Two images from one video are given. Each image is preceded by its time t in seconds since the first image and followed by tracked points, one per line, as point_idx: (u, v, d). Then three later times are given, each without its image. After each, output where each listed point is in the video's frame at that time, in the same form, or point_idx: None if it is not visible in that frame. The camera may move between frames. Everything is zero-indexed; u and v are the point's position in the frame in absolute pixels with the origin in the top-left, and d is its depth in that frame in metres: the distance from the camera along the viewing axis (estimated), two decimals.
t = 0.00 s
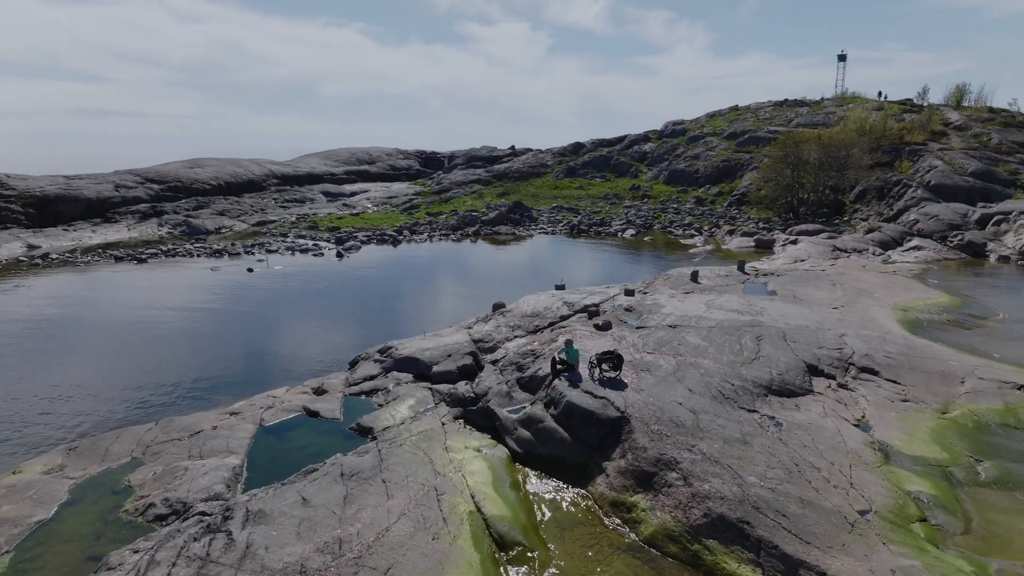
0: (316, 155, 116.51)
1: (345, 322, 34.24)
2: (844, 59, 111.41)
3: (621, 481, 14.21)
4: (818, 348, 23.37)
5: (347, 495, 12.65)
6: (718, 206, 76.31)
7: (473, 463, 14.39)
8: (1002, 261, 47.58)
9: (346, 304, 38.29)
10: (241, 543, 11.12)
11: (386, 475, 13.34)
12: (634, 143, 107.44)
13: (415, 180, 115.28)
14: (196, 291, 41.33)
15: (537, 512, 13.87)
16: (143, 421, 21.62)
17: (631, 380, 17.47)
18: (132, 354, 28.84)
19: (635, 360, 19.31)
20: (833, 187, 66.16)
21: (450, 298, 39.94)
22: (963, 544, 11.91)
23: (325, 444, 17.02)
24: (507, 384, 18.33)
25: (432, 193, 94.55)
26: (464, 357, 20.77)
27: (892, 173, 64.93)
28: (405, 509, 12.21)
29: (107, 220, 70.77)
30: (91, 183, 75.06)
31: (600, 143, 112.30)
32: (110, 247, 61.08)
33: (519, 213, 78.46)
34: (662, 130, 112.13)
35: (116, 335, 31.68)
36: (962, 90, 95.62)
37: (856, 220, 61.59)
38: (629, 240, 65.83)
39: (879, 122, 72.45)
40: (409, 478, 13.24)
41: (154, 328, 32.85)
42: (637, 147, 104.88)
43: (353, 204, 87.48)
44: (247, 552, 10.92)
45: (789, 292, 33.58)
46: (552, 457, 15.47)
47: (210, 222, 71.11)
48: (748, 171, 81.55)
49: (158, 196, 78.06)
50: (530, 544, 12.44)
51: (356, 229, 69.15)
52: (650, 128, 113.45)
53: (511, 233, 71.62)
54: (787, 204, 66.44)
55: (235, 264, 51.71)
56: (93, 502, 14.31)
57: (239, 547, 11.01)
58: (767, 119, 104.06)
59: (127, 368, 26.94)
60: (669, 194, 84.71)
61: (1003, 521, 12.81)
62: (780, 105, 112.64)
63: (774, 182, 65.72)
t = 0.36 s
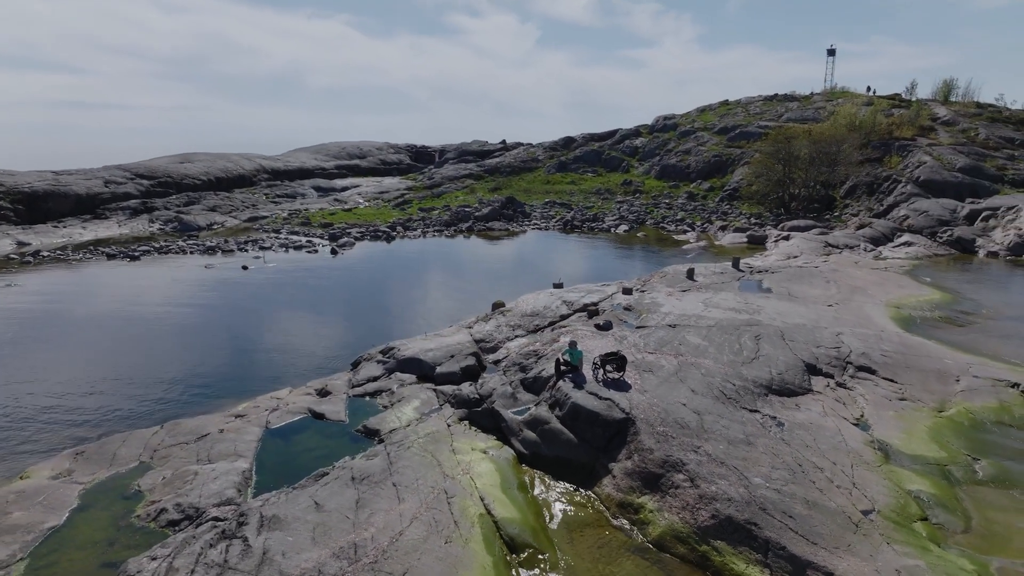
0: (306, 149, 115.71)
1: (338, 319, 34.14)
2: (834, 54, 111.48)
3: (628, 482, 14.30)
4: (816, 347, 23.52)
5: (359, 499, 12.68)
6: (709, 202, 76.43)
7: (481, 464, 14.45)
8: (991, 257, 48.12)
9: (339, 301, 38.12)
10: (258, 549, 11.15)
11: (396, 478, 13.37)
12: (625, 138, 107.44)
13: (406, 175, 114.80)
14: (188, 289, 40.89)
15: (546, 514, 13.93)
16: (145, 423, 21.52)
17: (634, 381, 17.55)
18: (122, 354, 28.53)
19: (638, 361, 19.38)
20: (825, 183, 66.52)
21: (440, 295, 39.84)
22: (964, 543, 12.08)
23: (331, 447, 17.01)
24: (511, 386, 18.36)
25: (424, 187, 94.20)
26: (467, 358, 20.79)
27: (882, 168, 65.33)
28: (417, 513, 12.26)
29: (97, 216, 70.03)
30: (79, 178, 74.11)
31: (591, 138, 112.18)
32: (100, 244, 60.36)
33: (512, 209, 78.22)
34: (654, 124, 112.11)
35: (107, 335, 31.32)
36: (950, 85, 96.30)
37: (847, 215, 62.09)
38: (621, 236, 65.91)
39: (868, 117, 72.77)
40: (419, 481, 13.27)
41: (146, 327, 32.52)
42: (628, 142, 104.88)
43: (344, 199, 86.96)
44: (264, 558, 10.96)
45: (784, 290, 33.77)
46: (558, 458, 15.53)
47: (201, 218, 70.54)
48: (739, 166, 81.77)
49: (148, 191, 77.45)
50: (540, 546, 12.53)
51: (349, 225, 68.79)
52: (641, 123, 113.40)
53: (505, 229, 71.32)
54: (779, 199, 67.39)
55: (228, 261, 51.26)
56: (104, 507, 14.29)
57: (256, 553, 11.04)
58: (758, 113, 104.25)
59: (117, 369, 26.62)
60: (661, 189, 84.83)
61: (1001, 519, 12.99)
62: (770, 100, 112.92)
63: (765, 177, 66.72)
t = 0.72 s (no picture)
0: (293, 144, 114.46)
1: (333, 318, 33.77)
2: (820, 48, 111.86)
3: (633, 484, 14.38)
4: (812, 345, 23.67)
5: (369, 504, 12.69)
6: (699, 197, 76.60)
7: (486, 466, 14.50)
8: (976, 253, 48.77)
9: (334, 298, 37.75)
10: (272, 556, 11.15)
11: (404, 482, 13.39)
12: (614, 132, 107.33)
13: (395, 169, 114.16)
14: (180, 287, 40.30)
15: (552, 517, 14.00)
16: (145, 426, 21.35)
17: (636, 382, 17.63)
18: (117, 354, 28.17)
19: (638, 361, 19.46)
20: (813, 178, 66.94)
21: (431, 291, 39.69)
22: (962, 541, 12.28)
23: (336, 450, 16.99)
24: (513, 387, 18.41)
25: (413, 182, 93.74)
26: (468, 359, 20.80)
27: (869, 164, 65.90)
28: (427, 517, 12.29)
29: (84, 212, 68.76)
30: (64, 174, 72.66)
31: (580, 132, 111.97)
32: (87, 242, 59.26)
33: (503, 205, 77.58)
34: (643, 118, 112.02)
35: (99, 335, 30.82)
36: (934, 81, 97.16)
37: (835, 211, 62.70)
38: (612, 231, 65.96)
39: (855, 112, 73.17)
40: (427, 485, 13.29)
41: (139, 327, 32.07)
42: (617, 136, 104.83)
43: (333, 194, 86.37)
44: (279, 566, 10.97)
45: (777, 287, 34.04)
46: (562, 459, 15.61)
47: (189, 214, 69.70)
48: (728, 161, 81.95)
49: (135, 187, 76.09)
50: (548, 549, 12.60)
51: (339, 221, 68.21)
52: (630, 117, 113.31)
53: (496, 225, 71.06)
54: (768, 194, 67.46)
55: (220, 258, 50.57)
56: (112, 513, 14.23)
57: (270, 561, 11.05)
58: (745, 108, 104.50)
59: (114, 370, 26.30)
60: (651, 184, 84.95)
61: (997, 516, 13.21)
62: (758, 95, 113.38)
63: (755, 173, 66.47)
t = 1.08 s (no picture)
0: (279, 138, 113.00)
1: (327, 317, 33.44)
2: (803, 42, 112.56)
3: (637, 485, 14.50)
4: (806, 344, 23.84)
5: (378, 509, 12.70)
6: (687, 192, 76.82)
7: (491, 468, 14.52)
8: (960, 248, 49.43)
9: (327, 296, 37.39)
10: (285, 564, 11.14)
11: (412, 486, 13.39)
12: (601, 127, 107.32)
13: (382, 164, 113.50)
14: (170, 285, 39.54)
15: (557, 518, 14.08)
16: (142, 430, 21.10)
17: (636, 383, 17.71)
18: (109, 356, 27.64)
19: (636, 361, 19.55)
20: (800, 173, 67.42)
21: (423, 287, 39.67)
22: (959, 539, 12.49)
23: (340, 454, 16.94)
24: (514, 388, 18.44)
25: (401, 177, 93.23)
26: (467, 361, 20.79)
27: (854, 159, 66.53)
28: (436, 522, 12.31)
29: (68, 209, 67.05)
30: (46, 169, 70.65)
31: (568, 126, 111.83)
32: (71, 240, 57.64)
33: (492, 200, 76.82)
34: (630, 113, 112.03)
35: (89, 336, 30.18)
36: (916, 75, 98.17)
37: (821, 205, 63.28)
38: (601, 227, 66.08)
39: (841, 107, 73.70)
40: (434, 488, 13.31)
41: (130, 327, 31.46)
42: (604, 131, 104.80)
43: (320, 189, 85.72)
44: (292, 573, 10.98)
45: (768, 284, 34.29)
46: (565, 460, 15.67)
47: (176, 211, 68.75)
48: (715, 156, 82.22)
49: (121, 184, 74.19)
50: (555, 551, 12.66)
51: (328, 217, 67.59)
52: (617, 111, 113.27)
53: (486, 221, 70.39)
54: (755, 189, 67.81)
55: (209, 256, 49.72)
56: (118, 521, 14.11)
57: (283, 569, 11.04)
58: (732, 103, 104.84)
59: (108, 372, 25.82)
60: (638, 179, 85.06)
61: (991, 514, 13.47)
62: (743, 89, 113.89)
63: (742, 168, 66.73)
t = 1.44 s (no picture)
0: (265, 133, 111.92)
1: (323, 316, 33.18)
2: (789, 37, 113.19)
3: (643, 486, 14.60)
4: (802, 342, 24.01)
5: (388, 514, 12.73)
6: (676, 186, 77.04)
7: (497, 471, 14.57)
8: (946, 243, 49.95)
9: (322, 294, 37.13)
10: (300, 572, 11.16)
11: (420, 491, 13.43)
12: (589, 122, 107.42)
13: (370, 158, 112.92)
14: (161, 284, 38.88)
15: (564, 520, 14.15)
16: (141, 433, 20.91)
17: (638, 384, 17.79)
18: (103, 358, 27.22)
19: (636, 362, 19.64)
20: (788, 168, 67.89)
21: (416, 284, 39.58)
22: (958, 537, 12.74)
23: (344, 457, 16.94)
24: (516, 390, 18.49)
25: (389, 172, 92.79)
26: (468, 363, 20.81)
27: (841, 154, 67.04)
28: (447, 526, 12.37)
29: (53, 206, 66.18)
30: (29, 165, 69.63)
31: (556, 121, 111.81)
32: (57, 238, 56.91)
33: (482, 195, 76.66)
34: (618, 107, 112.13)
35: (79, 337, 29.62)
36: (900, 70, 99.04)
37: (808, 200, 63.76)
38: (591, 222, 66.11)
39: (827, 102, 74.25)
40: (442, 493, 13.36)
41: (124, 326, 31.08)
42: (592, 125, 104.96)
43: (309, 185, 85.17)
44: None
45: (761, 281, 34.49)
46: (570, 462, 15.74)
47: (163, 208, 67.90)
48: (703, 151, 82.46)
49: (105, 180, 73.48)
50: (565, 553, 12.72)
51: (318, 213, 67.10)
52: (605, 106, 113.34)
53: (476, 216, 69.78)
54: (744, 184, 68.15)
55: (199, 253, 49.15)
56: (127, 528, 14.02)
57: None
58: (719, 97, 105.16)
59: (103, 374, 25.54)
60: (627, 174, 85.23)
61: (989, 512, 13.73)
62: (731, 84, 114.44)
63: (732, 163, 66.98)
